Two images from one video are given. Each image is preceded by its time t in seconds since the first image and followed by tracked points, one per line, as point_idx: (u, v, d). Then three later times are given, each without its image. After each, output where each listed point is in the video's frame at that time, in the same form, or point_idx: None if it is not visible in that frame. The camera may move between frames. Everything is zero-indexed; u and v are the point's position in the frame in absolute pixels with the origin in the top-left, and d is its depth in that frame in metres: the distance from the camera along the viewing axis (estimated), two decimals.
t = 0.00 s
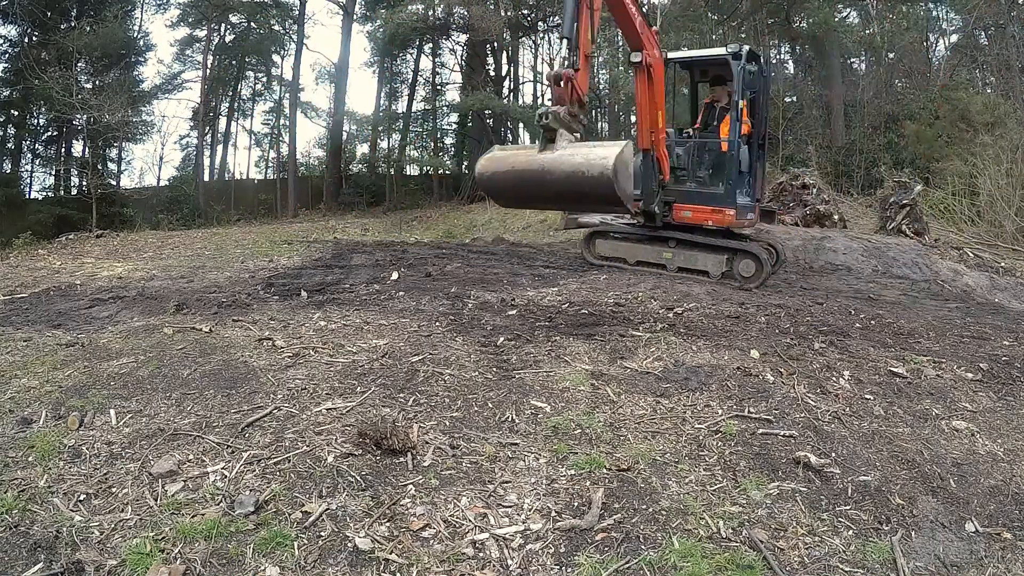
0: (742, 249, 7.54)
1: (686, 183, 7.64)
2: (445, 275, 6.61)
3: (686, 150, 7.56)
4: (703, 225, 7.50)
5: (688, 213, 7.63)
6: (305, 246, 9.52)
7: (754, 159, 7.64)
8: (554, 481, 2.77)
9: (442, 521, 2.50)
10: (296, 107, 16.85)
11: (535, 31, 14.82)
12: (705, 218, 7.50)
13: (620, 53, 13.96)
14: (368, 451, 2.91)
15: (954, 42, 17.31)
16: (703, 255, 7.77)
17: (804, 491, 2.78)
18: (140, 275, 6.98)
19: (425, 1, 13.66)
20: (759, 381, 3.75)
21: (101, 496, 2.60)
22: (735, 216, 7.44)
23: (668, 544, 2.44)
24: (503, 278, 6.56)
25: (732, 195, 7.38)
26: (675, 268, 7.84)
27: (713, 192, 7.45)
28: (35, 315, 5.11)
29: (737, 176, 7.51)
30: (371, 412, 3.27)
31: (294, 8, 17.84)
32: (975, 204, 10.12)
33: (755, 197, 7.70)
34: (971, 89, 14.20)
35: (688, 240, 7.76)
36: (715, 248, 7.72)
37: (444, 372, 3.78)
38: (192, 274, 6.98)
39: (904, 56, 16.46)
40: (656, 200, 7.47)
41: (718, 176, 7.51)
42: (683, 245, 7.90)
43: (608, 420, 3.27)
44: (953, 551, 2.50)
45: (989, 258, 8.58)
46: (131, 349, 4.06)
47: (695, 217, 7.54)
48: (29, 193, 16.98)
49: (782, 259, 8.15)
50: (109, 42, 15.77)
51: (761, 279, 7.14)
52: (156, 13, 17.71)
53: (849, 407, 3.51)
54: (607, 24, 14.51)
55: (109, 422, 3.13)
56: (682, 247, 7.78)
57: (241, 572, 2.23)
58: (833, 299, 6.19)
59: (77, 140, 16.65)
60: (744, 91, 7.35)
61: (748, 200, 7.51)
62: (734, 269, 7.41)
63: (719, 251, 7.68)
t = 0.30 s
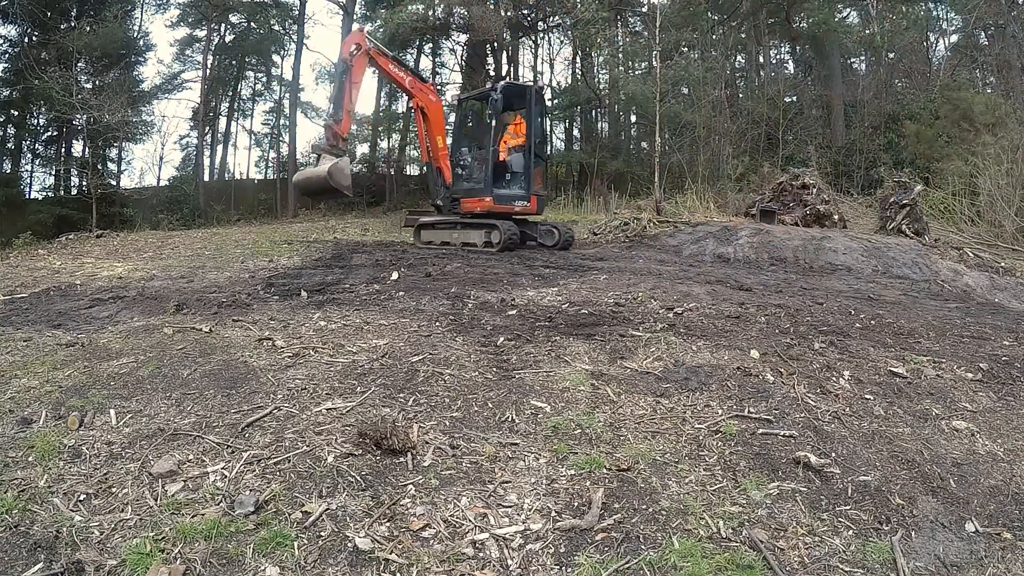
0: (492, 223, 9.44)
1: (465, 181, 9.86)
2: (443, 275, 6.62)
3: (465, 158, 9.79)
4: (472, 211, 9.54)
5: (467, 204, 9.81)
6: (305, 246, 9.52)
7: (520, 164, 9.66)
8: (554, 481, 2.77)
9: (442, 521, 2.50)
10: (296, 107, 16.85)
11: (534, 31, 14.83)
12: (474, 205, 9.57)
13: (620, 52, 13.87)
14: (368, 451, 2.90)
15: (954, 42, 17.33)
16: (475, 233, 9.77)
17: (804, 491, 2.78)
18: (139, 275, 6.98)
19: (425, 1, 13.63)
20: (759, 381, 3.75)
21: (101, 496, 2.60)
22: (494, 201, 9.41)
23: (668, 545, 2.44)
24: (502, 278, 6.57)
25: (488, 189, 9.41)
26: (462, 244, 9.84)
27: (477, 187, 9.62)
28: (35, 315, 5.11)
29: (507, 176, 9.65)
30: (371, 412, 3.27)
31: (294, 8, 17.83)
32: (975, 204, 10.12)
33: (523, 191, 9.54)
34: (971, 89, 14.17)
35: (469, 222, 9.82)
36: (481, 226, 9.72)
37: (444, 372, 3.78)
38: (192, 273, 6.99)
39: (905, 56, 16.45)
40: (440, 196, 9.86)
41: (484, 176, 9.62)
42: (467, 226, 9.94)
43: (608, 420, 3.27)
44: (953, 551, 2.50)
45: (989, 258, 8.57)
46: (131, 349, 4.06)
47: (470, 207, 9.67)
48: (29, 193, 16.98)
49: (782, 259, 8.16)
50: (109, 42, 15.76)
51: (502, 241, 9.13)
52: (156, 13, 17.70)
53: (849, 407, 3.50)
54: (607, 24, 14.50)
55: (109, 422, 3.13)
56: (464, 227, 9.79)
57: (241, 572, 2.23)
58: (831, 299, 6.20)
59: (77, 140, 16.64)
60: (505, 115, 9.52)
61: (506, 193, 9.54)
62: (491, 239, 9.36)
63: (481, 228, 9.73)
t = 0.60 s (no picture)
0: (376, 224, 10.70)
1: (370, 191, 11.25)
2: (442, 275, 6.63)
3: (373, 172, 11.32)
4: (377, 215, 11.07)
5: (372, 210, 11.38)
6: (304, 246, 9.53)
7: (414, 179, 11.33)
8: (554, 481, 2.77)
9: (442, 521, 2.50)
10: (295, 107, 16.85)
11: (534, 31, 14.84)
12: (378, 210, 11.06)
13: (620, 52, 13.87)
14: (368, 451, 2.90)
15: (954, 42, 17.34)
16: (370, 232, 11.21)
17: (804, 491, 2.78)
18: (139, 275, 6.99)
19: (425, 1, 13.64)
20: (759, 381, 3.75)
21: (101, 496, 2.60)
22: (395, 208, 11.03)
23: (668, 544, 2.44)
24: (501, 278, 6.57)
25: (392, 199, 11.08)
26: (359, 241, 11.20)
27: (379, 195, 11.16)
28: (35, 315, 5.11)
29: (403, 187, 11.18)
30: (371, 412, 3.27)
31: (294, 8, 17.81)
32: (975, 205, 10.12)
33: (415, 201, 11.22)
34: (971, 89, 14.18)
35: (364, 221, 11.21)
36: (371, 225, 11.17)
37: (444, 372, 3.78)
38: (191, 273, 7.00)
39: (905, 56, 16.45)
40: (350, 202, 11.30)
41: (384, 187, 11.11)
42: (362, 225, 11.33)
43: (608, 421, 3.27)
44: (953, 551, 2.50)
45: (989, 258, 8.56)
46: (131, 349, 4.06)
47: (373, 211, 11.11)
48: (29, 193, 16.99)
49: (781, 259, 8.16)
50: (108, 42, 15.76)
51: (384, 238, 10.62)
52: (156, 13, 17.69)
53: (849, 407, 3.51)
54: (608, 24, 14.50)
55: (109, 422, 3.13)
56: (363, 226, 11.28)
57: (241, 572, 2.23)
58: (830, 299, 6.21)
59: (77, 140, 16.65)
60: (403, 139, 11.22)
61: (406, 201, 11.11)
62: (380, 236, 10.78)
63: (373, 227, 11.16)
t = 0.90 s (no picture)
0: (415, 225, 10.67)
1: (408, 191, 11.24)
2: (443, 275, 6.63)
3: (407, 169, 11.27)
4: (416, 214, 11.14)
5: (410, 209, 11.41)
6: (305, 246, 9.54)
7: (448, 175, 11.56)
8: (554, 481, 2.77)
9: (442, 521, 2.51)
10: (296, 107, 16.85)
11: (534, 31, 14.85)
12: (419, 210, 11.13)
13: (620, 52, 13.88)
14: (368, 451, 2.90)
15: (954, 42, 17.36)
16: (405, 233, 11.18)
17: (804, 491, 2.78)
18: (139, 275, 6.99)
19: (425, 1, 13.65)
20: (759, 381, 3.75)
21: (101, 496, 2.60)
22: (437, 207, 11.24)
23: (668, 544, 2.44)
24: (501, 278, 6.57)
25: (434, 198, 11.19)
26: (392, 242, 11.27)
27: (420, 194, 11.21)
28: (35, 314, 5.12)
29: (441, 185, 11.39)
30: (371, 412, 3.27)
31: (294, 8, 17.80)
32: (975, 204, 10.12)
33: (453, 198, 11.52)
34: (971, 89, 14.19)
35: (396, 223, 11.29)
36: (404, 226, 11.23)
37: (444, 372, 3.78)
38: (191, 273, 6.99)
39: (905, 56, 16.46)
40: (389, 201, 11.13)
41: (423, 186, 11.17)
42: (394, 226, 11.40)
43: (608, 420, 3.27)
44: (953, 551, 2.50)
45: (990, 258, 8.56)
46: (131, 349, 4.06)
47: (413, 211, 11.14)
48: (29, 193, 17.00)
49: (781, 259, 8.17)
50: (109, 42, 15.77)
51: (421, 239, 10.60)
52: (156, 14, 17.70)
53: (849, 407, 3.51)
54: (608, 24, 14.50)
55: (109, 422, 3.13)
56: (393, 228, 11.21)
57: (241, 572, 2.23)
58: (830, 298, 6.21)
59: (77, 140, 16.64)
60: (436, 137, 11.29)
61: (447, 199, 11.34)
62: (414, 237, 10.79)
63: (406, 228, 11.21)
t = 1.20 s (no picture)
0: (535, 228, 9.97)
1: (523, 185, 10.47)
2: (444, 275, 6.62)
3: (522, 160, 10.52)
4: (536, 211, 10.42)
5: (522, 204, 10.70)
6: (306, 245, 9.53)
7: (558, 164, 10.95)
8: (554, 481, 2.77)
9: (442, 521, 2.50)
10: (296, 107, 16.83)
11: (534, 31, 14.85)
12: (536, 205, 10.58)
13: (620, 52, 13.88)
14: (368, 452, 2.90)
15: (954, 41, 17.38)
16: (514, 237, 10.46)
17: (804, 491, 2.78)
18: (140, 275, 6.99)
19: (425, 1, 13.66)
20: (759, 381, 3.75)
21: (101, 496, 2.60)
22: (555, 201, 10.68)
23: (668, 545, 2.43)
24: (502, 278, 6.57)
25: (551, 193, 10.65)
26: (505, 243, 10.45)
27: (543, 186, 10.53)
28: (35, 315, 5.12)
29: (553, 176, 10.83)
30: (371, 412, 3.27)
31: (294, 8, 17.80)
32: (975, 204, 10.12)
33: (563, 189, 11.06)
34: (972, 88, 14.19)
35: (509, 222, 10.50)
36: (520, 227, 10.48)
37: (444, 372, 3.78)
38: (192, 273, 6.99)
39: (905, 56, 16.45)
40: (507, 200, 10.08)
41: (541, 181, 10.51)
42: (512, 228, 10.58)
43: (608, 421, 3.27)
44: (953, 551, 2.50)
45: (989, 258, 8.56)
46: (131, 349, 4.06)
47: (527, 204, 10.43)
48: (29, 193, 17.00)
49: (781, 259, 8.17)
50: (108, 42, 15.77)
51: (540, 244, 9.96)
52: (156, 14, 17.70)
53: (849, 407, 3.50)
54: (608, 23, 14.51)
55: (109, 422, 3.13)
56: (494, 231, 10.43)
57: (241, 572, 2.23)
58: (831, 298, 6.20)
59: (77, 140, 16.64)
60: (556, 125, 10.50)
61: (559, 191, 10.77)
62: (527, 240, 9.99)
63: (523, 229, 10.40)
